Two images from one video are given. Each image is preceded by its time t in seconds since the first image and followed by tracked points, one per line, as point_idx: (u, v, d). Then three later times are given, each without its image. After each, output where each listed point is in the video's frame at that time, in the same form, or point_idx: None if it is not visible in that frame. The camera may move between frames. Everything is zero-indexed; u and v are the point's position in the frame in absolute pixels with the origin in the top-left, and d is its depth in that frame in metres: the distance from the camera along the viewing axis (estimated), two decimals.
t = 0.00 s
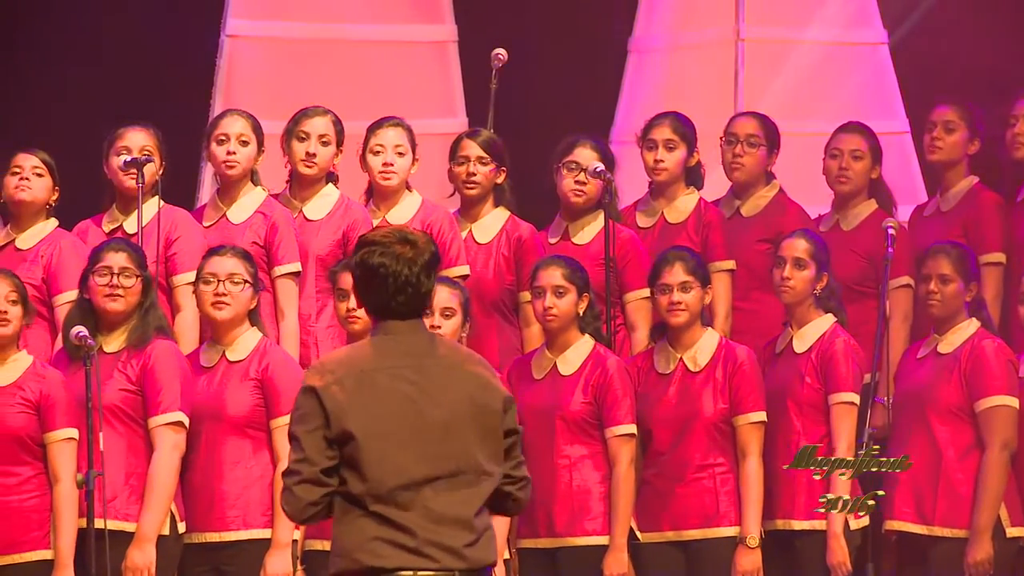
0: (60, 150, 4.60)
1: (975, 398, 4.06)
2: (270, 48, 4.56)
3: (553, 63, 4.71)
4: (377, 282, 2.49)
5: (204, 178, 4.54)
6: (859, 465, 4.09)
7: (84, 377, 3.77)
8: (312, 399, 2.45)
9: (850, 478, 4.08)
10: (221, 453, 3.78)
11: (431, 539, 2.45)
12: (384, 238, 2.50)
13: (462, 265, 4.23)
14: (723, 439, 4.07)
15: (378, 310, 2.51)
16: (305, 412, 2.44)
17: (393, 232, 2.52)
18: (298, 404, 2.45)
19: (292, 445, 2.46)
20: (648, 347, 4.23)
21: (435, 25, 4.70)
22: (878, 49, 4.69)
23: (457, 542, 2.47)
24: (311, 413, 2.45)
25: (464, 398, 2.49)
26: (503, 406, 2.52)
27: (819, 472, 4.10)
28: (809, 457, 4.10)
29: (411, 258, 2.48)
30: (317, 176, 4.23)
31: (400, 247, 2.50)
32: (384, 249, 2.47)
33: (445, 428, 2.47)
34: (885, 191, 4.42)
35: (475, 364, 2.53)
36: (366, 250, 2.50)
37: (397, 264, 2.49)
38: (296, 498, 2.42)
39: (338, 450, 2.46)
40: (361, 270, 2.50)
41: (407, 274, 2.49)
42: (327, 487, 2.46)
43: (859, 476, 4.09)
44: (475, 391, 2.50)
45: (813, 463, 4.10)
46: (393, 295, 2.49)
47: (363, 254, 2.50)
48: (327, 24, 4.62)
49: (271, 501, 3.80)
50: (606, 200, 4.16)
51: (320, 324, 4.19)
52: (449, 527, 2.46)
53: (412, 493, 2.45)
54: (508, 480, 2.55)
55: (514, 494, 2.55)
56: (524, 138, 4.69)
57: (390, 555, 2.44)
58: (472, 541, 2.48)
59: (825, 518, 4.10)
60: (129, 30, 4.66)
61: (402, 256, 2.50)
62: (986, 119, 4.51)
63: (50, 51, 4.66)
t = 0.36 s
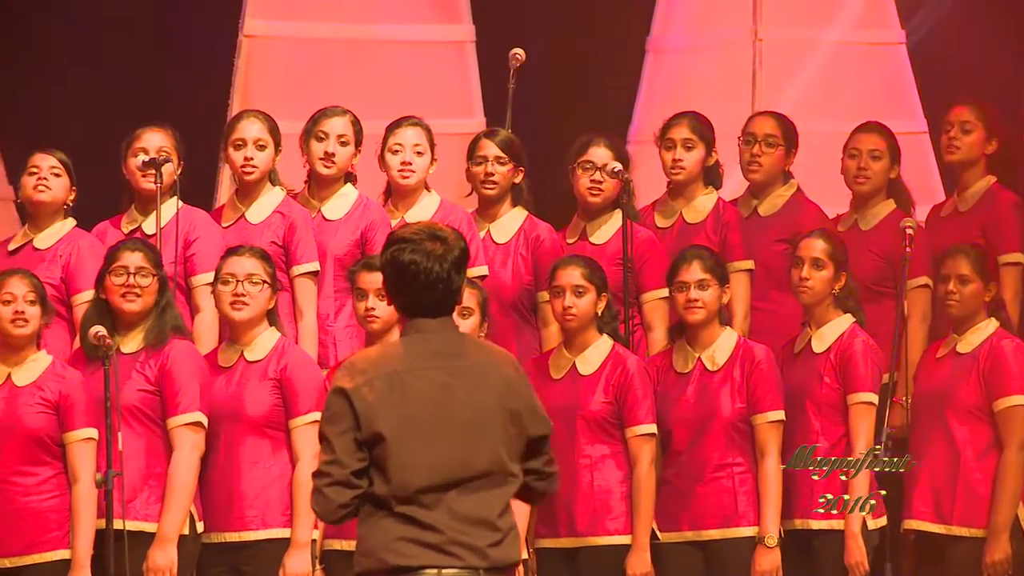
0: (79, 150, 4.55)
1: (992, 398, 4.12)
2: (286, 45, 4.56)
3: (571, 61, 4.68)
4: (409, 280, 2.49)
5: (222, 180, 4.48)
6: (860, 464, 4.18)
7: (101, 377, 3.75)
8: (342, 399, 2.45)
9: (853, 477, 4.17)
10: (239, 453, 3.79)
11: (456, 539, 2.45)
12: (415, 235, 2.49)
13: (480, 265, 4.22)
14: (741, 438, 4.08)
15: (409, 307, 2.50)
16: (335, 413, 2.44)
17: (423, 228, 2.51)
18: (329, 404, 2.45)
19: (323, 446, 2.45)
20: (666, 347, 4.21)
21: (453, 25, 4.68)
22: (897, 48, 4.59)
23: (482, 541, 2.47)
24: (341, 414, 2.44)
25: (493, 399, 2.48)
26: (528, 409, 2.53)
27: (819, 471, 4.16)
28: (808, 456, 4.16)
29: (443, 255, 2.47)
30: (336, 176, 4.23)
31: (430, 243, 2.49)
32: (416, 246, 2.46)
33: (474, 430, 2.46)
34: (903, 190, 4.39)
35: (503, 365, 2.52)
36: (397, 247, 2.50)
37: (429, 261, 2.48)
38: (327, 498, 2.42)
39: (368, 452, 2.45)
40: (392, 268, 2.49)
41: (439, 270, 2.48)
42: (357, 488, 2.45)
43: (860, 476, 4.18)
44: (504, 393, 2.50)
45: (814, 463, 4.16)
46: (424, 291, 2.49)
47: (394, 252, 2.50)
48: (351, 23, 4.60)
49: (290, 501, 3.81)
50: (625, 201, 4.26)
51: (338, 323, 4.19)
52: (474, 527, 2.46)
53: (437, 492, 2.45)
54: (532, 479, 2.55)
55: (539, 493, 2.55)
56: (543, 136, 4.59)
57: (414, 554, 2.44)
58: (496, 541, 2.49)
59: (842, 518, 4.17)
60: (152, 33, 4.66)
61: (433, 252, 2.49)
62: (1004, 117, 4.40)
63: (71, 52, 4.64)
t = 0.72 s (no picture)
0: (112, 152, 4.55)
1: None
2: (319, 45, 4.56)
3: (604, 60, 4.68)
4: (444, 284, 2.48)
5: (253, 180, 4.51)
6: (860, 464, 4.13)
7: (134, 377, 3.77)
8: (374, 398, 2.44)
9: (852, 476, 4.14)
10: (272, 453, 3.79)
11: (490, 539, 2.44)
12: (449, 240, 2.47)
13: (514, 266, 4.22)
14: (773, 439, 4.05)
15: (444, 310, 2.50)
16: (368, 413, 2.43)
17: (458, 231, 2.49)
18: (362, 402, 2.44)
19: (356, 445, 2.44)
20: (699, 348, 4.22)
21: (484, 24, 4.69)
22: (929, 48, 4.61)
23: (515, 541, 2.47)
24: (374, 414, 2.43)
25: (525, 399, 2.47)
26: (561, 408, 2.52)
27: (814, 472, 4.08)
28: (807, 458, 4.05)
29: (478, 259, 2.46)
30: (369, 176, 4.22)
31: (466, 248, 2.48)
32: (450, 252, 2.45)
33: (507, 431, 2.46)
34: (937, 189, 4.36)
35: (535, 364, 2.51)
36: (432, 251, 2.48)
37: (464, 266, 2.47)
38: (360, 496, 2.41)
39: (401, 451, 2.45)
40: (427, 272, 2.48)
41: (474, 275, 2.47)
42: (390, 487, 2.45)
43: (859, 475, 4.14)
44: (537, 394, 2.49)
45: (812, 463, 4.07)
46: (459, 296, 2.48)
47: (429, 256, 2.48)
48: (386, 24, 4.59)
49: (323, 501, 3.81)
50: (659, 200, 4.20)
51: (372, 323, 4.19)
52: (508, 527, 2.46)
53: (471, 494, 2.45)
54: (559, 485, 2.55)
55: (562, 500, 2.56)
56: (576, 137, 4.62)
57: (447, 553, 2.44)
58: (530, 541, 2.48)
59: (877, 518, 4.12)
60: (185, 30, 4.63)
61: (469, 257, 2.48)
62: None
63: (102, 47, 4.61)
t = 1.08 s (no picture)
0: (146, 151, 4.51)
1: None
2: (348, 48, 4.56)
3: (637, 60, 4.62)
4: (470, 284, 2.46)
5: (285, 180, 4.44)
6: (862, 465, 4.12)
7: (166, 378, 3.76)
8: (401, 402, 2.43)
9: (854, 478, 4.12)
10: (302, 453, 3.79)
11: (518, 542, 2.43)
12: (475, 238, 2.46)
13: (544, 266, 4.19)
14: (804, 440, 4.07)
15: (469, 311, 2.48)
16: (396, 418, 2.43)
17: (484, 231, 2.49)
18: (390, 406, 2.44)
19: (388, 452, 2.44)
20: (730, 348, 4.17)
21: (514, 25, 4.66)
22: (959, 49, 4.56)
23: (543, 544, 2.45)
24: (402, 419, 2.43)
25: (554, 401, 2.45)
26: (589, 410, 2.50)
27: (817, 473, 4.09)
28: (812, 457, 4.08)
29: (504, 257, 2.45)
30: (400, 180, 4.22)
31: (491, 246, 2.47)
32: (476, 249, 2.44)
33: (534, 433, 2.44)
34: (968, 190, 4.33)
35: (563, 367, 2.49)
36: (457, 250, 2.47)
37: (489, 264, 2.46)
38: (393, 503, 2.40)
39: (431, 455, 2.44)
40: (452, 271, 2.47)
41: (500, 273, 2.46)
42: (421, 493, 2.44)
43: (865, 477, 4.13)
44: (566, 397, 2.47)
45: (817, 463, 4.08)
46: (486, 295, 2.47)
47: (454, 255, 2.47)
48: (416, 23, 4.59)
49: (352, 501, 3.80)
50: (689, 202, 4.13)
51: (403, 323, 4.17)
52: (536, 530, 2.44)
53: (498, 496, 2.43)
54: (590, 485, 2.52)
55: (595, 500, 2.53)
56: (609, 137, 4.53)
57: (475, 556, 2.42)
58: (558, 544, 2.46)
59: (908, 518, 4.10)
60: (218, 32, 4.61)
61: (494, 255, 2.47)
62: None
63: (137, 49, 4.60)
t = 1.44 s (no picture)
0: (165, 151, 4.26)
1: None
2: (367, 47, 4.40)
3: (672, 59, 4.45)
4: (495, 285, 2.45)
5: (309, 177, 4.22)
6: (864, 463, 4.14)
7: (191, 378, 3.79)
8: (427, 406, 2.42)
9: (856, 477, 4.14)
10: (326, 453, 3.79)
11: (542, 541, 2.40)
12: (500, 240, 2.45)
13: (569, 267, 4.22)
14: (829, 440, 4.14)
15: (494, 311, 2.47)
16: (418, 419, 2.42)
17: (509, 232, 2.47)
18: (410, 406, 2.42)
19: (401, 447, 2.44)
20: (754, 347, 4.19)
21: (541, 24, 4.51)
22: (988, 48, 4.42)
23: (567, 542, 2.42)
24: (423, 421, 2.42)
25: (577, 400, 2.44)
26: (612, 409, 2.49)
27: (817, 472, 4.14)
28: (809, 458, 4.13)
29: (529, 259, 2.43)
30: (425, 177, 4.20)
31: (516, 248, 2.45)
32: (501, 252, 2.42)
33: (558, 431, 2.42)
34: (993, 190, 4.30)
35: (586, 366, 2.48)
36: (482, 252, 2.46)
37: (514, 266, 2.45)
38: (391, 499, 2.45)
39: (446, 457, 2.44)
40: (477, 273, 2.46)
41: (525, 274, 2.44)
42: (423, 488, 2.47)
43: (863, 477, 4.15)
44: (588, 397, 2.45)
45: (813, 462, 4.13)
46: (511, 296, 2.46)
47: (479, 256, 2.46)
48: (437, 21, 4.43)
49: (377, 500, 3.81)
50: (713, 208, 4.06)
51: (427, 323, 4.17)
52: (560, 529, 2.42)
53: (522, 495, 2.41)
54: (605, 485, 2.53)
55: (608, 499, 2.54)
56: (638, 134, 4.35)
57: (498, 555, 2.40)
58: (581, 542, 2.43)
59: (931, 518, 4.13)
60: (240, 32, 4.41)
61: (519, 256, 2.45)
62: None
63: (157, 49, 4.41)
